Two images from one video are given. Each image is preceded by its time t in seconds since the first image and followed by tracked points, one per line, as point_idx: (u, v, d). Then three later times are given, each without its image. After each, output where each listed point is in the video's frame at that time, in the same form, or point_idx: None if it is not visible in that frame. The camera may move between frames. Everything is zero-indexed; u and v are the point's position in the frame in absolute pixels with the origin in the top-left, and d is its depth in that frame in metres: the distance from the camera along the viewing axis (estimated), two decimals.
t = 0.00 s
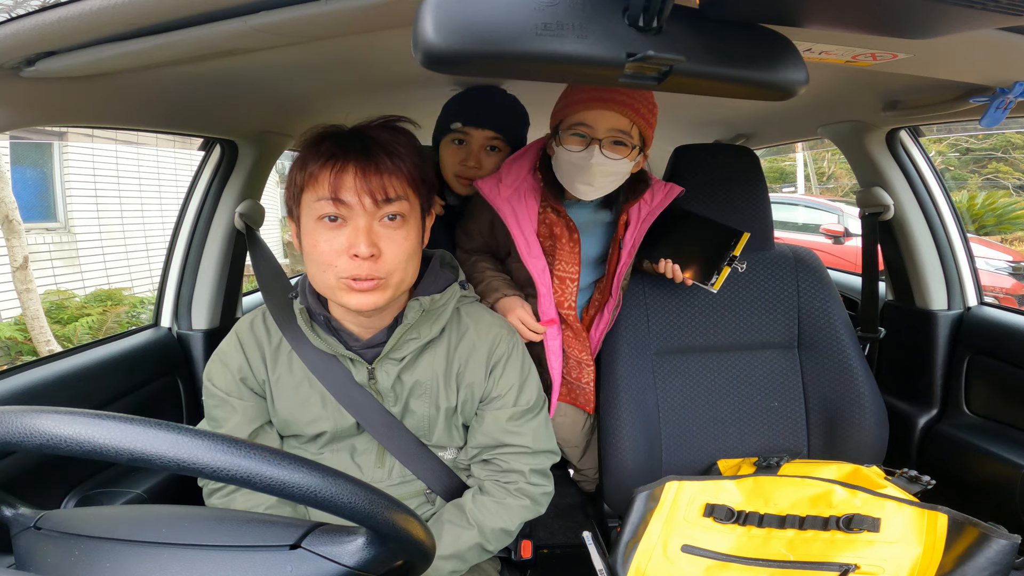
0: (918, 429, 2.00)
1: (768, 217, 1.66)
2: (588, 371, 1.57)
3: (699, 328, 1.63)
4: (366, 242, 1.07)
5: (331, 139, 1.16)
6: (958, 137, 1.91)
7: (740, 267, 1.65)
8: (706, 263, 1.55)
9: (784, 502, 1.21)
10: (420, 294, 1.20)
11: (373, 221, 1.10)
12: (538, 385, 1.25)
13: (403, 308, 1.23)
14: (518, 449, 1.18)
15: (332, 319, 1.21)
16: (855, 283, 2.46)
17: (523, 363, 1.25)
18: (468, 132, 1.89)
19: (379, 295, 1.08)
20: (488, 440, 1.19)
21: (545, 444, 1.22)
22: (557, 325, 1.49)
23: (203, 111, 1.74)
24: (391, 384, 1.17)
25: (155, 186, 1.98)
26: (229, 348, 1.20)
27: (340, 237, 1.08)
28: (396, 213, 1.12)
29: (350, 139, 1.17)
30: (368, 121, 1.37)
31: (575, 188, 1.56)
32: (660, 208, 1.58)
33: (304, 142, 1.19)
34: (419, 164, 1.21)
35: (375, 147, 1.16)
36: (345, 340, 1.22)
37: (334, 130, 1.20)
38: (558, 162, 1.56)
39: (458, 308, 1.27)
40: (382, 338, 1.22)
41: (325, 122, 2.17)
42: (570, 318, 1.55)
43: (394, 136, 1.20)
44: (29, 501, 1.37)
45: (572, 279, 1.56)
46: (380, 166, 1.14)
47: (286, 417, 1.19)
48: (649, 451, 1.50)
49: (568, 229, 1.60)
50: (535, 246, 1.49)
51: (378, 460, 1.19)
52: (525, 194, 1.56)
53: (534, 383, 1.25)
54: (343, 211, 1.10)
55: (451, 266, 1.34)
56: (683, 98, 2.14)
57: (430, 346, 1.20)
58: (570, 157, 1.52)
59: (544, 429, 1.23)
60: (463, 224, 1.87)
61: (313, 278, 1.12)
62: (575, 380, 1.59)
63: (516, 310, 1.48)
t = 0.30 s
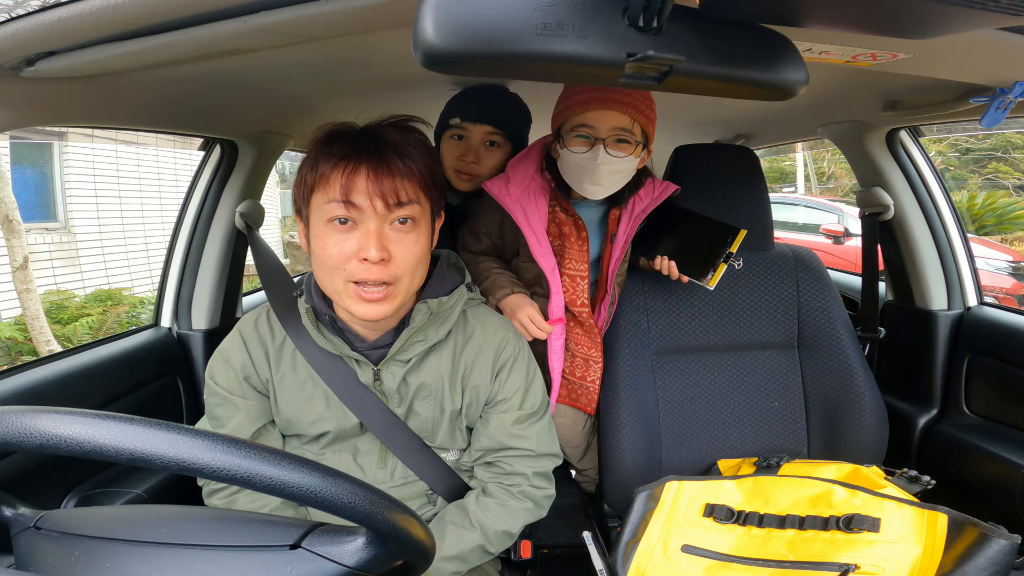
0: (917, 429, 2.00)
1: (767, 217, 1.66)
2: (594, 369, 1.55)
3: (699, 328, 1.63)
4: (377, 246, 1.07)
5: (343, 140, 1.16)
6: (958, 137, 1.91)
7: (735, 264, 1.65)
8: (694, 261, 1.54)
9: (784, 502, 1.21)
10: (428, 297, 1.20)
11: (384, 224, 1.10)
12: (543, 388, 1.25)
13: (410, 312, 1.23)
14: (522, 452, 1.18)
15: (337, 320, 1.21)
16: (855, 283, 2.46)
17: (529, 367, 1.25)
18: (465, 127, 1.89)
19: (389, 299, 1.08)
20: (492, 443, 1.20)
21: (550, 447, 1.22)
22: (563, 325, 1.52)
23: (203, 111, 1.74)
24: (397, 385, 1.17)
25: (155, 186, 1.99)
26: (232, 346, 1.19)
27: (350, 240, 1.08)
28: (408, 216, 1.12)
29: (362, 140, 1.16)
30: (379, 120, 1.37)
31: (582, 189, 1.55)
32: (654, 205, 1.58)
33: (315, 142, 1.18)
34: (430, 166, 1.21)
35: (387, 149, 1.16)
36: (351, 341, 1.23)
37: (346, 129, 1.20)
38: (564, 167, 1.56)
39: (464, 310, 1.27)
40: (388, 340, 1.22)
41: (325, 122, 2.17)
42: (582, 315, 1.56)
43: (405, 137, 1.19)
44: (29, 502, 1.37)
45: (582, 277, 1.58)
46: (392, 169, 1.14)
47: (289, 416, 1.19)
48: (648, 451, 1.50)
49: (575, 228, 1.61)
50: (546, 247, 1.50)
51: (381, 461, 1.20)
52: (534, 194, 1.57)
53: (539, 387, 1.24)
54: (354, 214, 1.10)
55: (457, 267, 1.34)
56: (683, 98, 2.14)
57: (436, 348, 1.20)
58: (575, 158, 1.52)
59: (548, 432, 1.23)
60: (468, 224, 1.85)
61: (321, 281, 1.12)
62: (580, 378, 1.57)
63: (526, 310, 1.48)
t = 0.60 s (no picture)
0: (917, 429, 2.00)
1: (767, 217, 1.66)
2: (589, 371, 1.57)
3: (699, 328, 1.63)
4: (381, 246, 1.07)
5: (348, 139, 1.16)
6: (958, 137, 1.91)
7: (739, 264, 1.65)
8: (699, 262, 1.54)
9: (784, 502, 1.21)
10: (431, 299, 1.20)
11: (388, 225, 1.10)
12: (544, 390, 1.25)
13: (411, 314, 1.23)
14: (524, 454, 1.18)
15: (338, 321, 1.21)
16: (855, 283, 2.46)
17: (531, 369, 1.25)
18: (473, 127, 1.89)
19: (391, 300, 1.08)
20: (493, 446, 1.20)
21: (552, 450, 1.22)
22: (556, 324, 1.50)
23: (203, 111, 1.74)
24: (398, 387, 1.17)
25: (155, 186, 1.98)
26: (231, 346, 1.19)
27: (354, 240, 1.08)
28: (411, 218, 1.12)
29: (368, 139, 1.16)
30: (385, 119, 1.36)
31: (580, 190, 1.55)
32: (658, 206, 1.58)
33: (320, 140, 1.18)
34: (435, 167, 1.22)
35: (392, 148, 1.16)
36: (352, 342, 1.22)
37: (352, 128, 1.19)
38: (562, 168, 1.56)
39: (467, 312, 1.27)
40: (389, 342, 1.22)
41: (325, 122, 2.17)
42: (574, 318, 1.55)
43: (410, 137, 1.20)
44: (29, 501, 1.37)
45: (574, 279, 1.57)
46: (397, 169, 1.14)
47: (290, 417, 1.19)
48: (648, 451, 1.50)
49: (571, 228, 1.61)
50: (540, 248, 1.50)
51: (381, 462, 1.20)
52: (532, 192, 1.57)
53: (541, 389, 1.24)
54: (358, 214, 1.10)
55: (459, 267, 1.35)
56: (683, 98, 2.14)
57: (437, 351, 1.20)
58: (573, 160, 1.52)
59: (550, 434, 1.23)
60: (467, 223, 1.85)
61: (324, 280, 1.12)
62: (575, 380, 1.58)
63: (520, 310, 1.47)
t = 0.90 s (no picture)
0: (917, 429, 2.00)
1: (767, 217, 1.66)
2: (592, 370, 1.55)
3: (699, 328, 1.63)
4: (381, 240, 1.07)
5: (349, 136, 1.16)
6: (958, 137, 1.91)
7: (739, 263, 1.65)
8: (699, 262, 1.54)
9: (784, 502, 1.21)
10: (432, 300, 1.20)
11: (389, 219, 1.10)
12: (545, 390, 1.25)
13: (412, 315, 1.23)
14: (524, 454, 1.18)
15: (340, 321, 1.22)
16: (855, 283, 2.46)
17: (532, 370, 1.25)
18: (477, 123, 1.88)
19: (392, 293, 1.08)
20: (493, 446, 1.19)
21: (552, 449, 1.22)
22: (560, 322, 1.51)
23: (203, 111, 1.74)
24: (400, 388, 1.17)
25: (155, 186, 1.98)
26: (232, 347, 1.19)
27: (355, 234, 1.08)
28: (412, 212, 1.12)
29: (368, 136, 1.17)
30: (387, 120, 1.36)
31: (580, 190, 1.55)
32: (658, 206, 1.58)
33: (321, 138, 1.18)
34: (435, 163, 1.22)
35: (393, 144, 1.16)
36: (353, 343, 1.23)
37: (351, 126, 1.20)
38: (562, 167, 1.56)
39: (467, 313, 1.27)
40: (392, 342, 1.22)
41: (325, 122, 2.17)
42: (577, 317, 1.55)
43: (411, 134, 1.20)
44: (29, 501, 1.37)
45: (578, 278, 1.57)
46: (397, 164, 1.14)
47: (290, 418, 1.19)
48: (648, 451, 1.50)
49: (572, 227, 1.60)
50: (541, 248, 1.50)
51: (382, 463, 1.20)
52: (532, 192, 1.57)
53: (541, 390, 1.24)
54: (358, 208, 1.10)
55: (459, 267, 1.35)
56: (683, 98, 2.14)
57: (438, 351, 1.20)
58: (572, 160, 1.52)
59: (550, 435, 1.23)
60: (468, 223, 1.84)
61: (325, 276, 1.12)
62: (577, 380, 1.58)
63: (522, 312, 1.47)
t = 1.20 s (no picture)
0: (917, 429, 2.00)
1: (767, 217, 1.66)
2: (589, 371, 1.56)
3: (699, 328, 1.63)
4: (378, 239, 1.07)
5: (347, 136, 1.16)
6: (958, 137, 1.91)
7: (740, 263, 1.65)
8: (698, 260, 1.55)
9: (784, 502, 1.21)
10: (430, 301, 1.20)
11: (386, 219, 1.10)
12: (544, 391, 1.25)
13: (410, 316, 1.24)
14: (524, 455, 1.18)
15: (340, 323, 1.22)
16: (855, 283, 2.46)
17: (531, 370, 1.25)
18: (471, 127, 1.89)
19: (390, 292, 1.08)
20: (493, 447, 1.20)
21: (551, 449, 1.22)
22: (557, 321, 1.52)
23: (203, 111, 1.74)
24: (399, 389, 1.17)
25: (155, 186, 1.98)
26: (231, 348, 1.19)
27: (352, 233, 1.08)
28: (410, 211, 1.12)
29: (366, 136, 1.17)
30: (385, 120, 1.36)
31: (580, 188, 1.55)
32: (658, 207, 1.58)
33: (319, 138, 1.18)
34: (433, 163, 1.22)
35: (390, 143, 1.16)
36: (352, 344, 1.23)
37: (350, 126, 1.20)
38: (561, 166, 1.56)
39: (467, 314, 1.27)
40: (390, 343, 1.22)
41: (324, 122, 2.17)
42: (575, 317, 1.55)
43: (409, 134, 1.20)
44: (29, 501, 1.37)
45: (577, 278, 1.56)
46: (395, 164, 1.14)
47: (290, 418, 1.19)
48: (648, 451, 1.50)
49: (571, 226, 1.60)
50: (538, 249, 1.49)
51: (382, 463, 1.20)
52: (531, 192, 1.57)
53: (541, 390, 1.24)
54: (356, 208, 1.10)
55: (458, 268, 1.35)
56: (683, 98, 2.14)
57: (437, 352, 1.20)
58: (571, 158, 1.52)
59: (550, 435, 1.23)
60: (467, 223, 1.84)
61: (323, 276, 1.12)
62: (576, 380, 1.58)
63: (519, 311, 1.47)
